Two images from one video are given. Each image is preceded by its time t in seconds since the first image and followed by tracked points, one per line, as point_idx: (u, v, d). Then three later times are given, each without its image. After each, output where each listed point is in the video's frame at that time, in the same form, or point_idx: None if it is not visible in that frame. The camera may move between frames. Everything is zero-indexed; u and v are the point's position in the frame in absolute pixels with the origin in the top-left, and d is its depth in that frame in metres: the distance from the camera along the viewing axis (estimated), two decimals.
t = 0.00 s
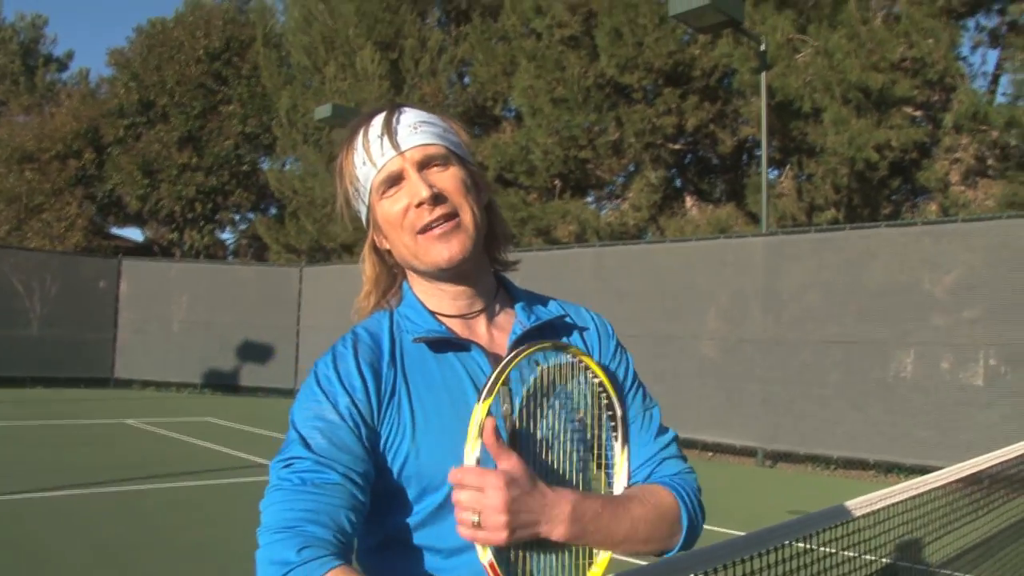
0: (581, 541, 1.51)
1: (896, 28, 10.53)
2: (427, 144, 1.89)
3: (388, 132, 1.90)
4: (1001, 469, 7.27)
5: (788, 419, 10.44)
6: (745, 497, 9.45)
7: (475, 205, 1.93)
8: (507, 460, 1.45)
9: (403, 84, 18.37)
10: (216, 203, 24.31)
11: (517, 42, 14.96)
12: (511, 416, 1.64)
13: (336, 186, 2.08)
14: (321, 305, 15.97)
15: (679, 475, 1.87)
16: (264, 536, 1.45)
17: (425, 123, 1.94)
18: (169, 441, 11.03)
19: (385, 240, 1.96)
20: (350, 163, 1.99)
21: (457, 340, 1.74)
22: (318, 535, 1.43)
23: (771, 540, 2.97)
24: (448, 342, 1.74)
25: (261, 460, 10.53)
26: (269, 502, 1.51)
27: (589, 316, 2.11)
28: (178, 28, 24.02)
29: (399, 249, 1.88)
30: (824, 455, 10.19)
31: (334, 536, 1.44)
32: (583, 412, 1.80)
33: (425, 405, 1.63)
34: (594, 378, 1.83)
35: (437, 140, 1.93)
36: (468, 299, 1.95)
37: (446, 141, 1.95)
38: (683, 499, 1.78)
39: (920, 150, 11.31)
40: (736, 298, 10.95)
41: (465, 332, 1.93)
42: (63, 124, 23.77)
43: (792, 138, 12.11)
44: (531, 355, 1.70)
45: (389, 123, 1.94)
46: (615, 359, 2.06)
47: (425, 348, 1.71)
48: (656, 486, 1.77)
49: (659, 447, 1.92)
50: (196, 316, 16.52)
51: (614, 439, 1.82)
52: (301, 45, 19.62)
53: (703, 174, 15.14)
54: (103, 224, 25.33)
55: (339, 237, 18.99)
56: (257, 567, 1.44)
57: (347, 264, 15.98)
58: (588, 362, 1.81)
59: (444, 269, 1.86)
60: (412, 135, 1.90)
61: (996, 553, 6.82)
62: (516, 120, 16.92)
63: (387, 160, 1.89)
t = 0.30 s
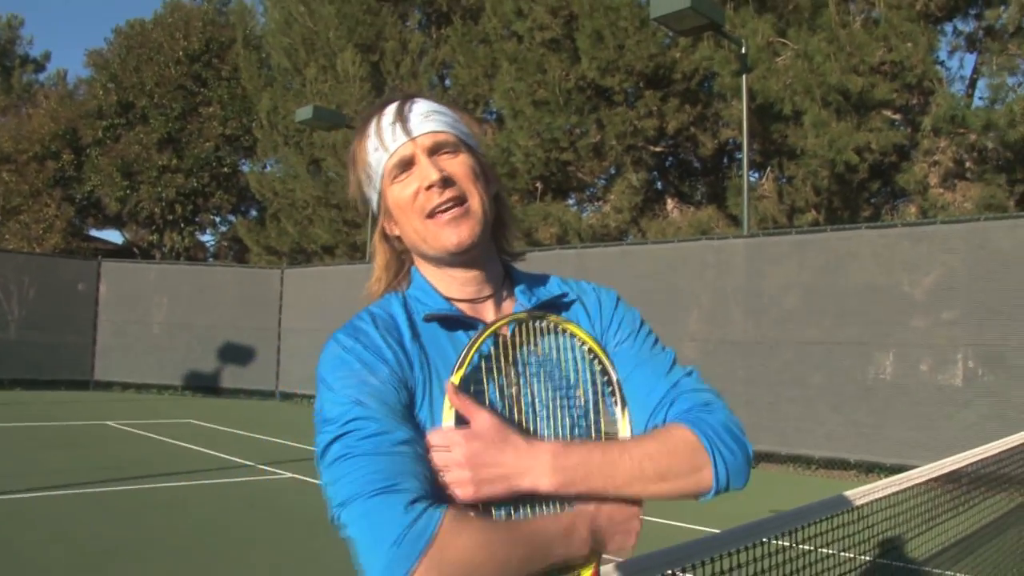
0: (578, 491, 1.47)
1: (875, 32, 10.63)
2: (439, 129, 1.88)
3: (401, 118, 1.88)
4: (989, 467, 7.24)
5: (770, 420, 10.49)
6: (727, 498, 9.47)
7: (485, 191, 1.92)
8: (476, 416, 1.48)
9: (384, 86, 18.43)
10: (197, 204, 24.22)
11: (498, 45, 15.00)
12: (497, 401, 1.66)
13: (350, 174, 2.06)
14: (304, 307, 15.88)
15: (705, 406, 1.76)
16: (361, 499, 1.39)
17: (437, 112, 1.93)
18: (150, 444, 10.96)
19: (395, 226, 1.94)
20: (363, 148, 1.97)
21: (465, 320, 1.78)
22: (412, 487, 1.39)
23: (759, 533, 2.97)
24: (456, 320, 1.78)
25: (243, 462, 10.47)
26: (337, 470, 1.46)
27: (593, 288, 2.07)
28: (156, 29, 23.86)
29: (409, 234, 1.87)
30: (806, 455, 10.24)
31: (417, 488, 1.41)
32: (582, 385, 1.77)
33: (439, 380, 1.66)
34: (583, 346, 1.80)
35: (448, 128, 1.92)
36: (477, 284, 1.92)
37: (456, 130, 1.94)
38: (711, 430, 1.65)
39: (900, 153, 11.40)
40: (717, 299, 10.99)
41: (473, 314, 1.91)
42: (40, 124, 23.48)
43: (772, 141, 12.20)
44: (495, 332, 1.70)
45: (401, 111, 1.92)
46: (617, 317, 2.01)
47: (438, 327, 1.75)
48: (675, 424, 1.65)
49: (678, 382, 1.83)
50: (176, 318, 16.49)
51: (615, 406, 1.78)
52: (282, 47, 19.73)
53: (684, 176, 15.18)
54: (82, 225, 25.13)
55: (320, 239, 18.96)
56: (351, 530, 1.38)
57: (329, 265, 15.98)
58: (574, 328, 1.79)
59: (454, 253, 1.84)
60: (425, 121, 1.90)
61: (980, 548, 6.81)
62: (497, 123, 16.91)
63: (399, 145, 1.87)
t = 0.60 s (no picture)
0: (551, 518, 1.54)
1: (865, 52, 10.78)
2: (454, 136, 1.96)
3: (421, 117, 1.97)
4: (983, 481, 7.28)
5: (755, 436, 10.53)
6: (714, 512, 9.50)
7: (489, 203, 2.01)
8: (463, 426, 1.56)
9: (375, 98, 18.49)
10: (186, 213, 24.00)
11: (491, 57, 15.10)
12: (487, 416, 1.78)
13: (361, 156, 2.16)
14: (292, 316, 15.84)
15: (681, 462, 1.90)
16: (360, 506, 1.56)
17: (457, 114, 2.01)
18: (136, 453, 10.86)
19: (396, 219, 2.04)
20: (377, 137, 2.06)
21: (452, 321, 1.88)
22: (411, 488, 1.55)
23: (746, 547, 2.99)
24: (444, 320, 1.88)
25: (230, 472, 10.40)
26: (337, 473, 1.62)
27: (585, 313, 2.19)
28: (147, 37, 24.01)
29: (409, 233, 1.97)
30: (791, 470, 10.28)
31: (416, 484, 1.57)
32: (568, 405, 1.90)
33: (428, 374, 1.77)
34: (578, 373, 1.95)
35: (464, 133, 2.00)
36: (468, 289, 2.03)
37: (473, 135, 2.02)
38: (684, 486, 1.79)
39: (887, 172, 11.53)
40: (704, 315, 11.04)
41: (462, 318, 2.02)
42: (30, 130, 23.44)
43: (762, 158, 12.33)
44: (492, 353, 1.81)
45: (424, 107, 2.01)
46: (609, 350, 2.14)
47: (421, 327, 1.86)
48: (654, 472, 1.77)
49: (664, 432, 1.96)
50: (163, 328, 16.34)
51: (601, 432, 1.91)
52: (274, 57, 19.74)
53: (674, 192, 15.27)
54: (67, 233, 25.01)
55: (308, 250, 18.92)
56: (359, 536, 1.55)
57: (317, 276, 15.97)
58: (571, 357, 1.94)
59: (449, 261, 1.96)
60: (444, 124, 1.97)
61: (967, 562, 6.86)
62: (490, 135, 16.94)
63: (414, 144, 1.97)
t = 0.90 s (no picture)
0: (527, 534, 1.60)
1: (848, 58, 10.84)
2: (438, 144, 1.96)
3: (403, 125, 1.96)
4: (968, 488, 7.29)
5: (739, 440, 10.55)
6: (699, 517, 9.51)
7: (470, 213, 2.03)
8: (435, 445, 1.62)
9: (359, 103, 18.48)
10: (169, 219, 23.86)
11: (476, 63, 15.13)
12: (462, 431, 1.84)
13: (340, 162, 2.16)
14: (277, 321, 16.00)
15: (648, 471, 2.01)
16: (339, 523, 1.55)
17: (439, 122, 2.01)
18: (118, 459, 10.78)
19: (377, 226, 2.05)
20: (357, 144, 2.05)
21: (434, 329, 1.93)
22: (391, 506, 1.57)
23: (716, 557, 3.01)
24: (423, 329, 1.93)
25: (214, 479, 10.33)
26: (315, 487, 1.62)
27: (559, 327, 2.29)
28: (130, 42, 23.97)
29: (389, 242, 1.99)
30: (775, 475, 10.31)
31: (394, 502, 1.58)
32: (540, 420, 1.99)
33: (410, 388, 1.81)
34: (547, 391, 2.02)
35: (447, 141, 2.00)
36: (447, 299, 2.08)
37: (456, 143, 2.02)
38: (652, 496, 1.88)
39: (870, 177, 11.60)
40: (688, 320, 11.06)
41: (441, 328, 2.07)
42: (10, 134, 23.37)
43: (746, 164, 12.40)
44: (471, 365, 1.87)
45: (406, 114, 2.00)
46: (579, 367, 2.23)
47: (405, 335, 1.90)
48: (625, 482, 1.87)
49: (628, 444, 2.08)
50: (145, 333, 16.23)
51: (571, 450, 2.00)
52: (258, 62, 19.70)
53: (658, 198, 15.35)
54: (48, 238, 24.82)
55: (291, 255, 18.85)
56: (336, 554, 1.54)
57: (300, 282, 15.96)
58: (541, 374, 2.01)
59: (429, 271, 1.98)
60: (426, 133, 1.97)
61: (951, 567, 6.87)
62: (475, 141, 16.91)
63: (396, 153, 1.96)
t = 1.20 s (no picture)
0: (518, 528, 1.65)
1: (839, 54, 10.83)
2: (408, 131, 1.99)
3: (374, 114, 2.00)
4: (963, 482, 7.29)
5: (735, 437, 10.54)
6: (695, 515, 9.50)
7: (445, 201, 2.05)
8: (419, 444, 1.66)
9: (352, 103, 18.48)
10: (163, 220, 23.85)
11: (468, 63, 15.13)
12: (444, 428, 1.84)
13: (310, 157, 2.16)
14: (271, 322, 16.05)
15: (633, 457, 2.05)
16: (329, 526, 1.59)
17: (409, 111, 2.05)
18: (113, 462, 10.79)
19: (349, 219, 2.07)
20: (327, 137, 2.08)
21: (411, 327, 1.95)
22: (378, 508, 1.60)
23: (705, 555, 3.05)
24: (403, 328, 1.95)
25: (209, 481, 10.34)
26: (301, 491, 1.65)
27: (536, 316, 2.30)
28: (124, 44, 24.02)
29: (363, 234, 1.99)
30: (771, 471, 10.30)
31: (381, 504, 1.62)
32: (523, 412, 1.97)
33: (389, 386, 1.84)
34: (528, 382, 2.00)
35: (417, 129, 2.04)
36: (425, 294, 2.09)
37: (426, 133, 2.06)
38: (637, 484, 1.92)
39: (864, 173, 11.58)
40: (684, 317, 11.04)
41: (418, 323, 2.08)
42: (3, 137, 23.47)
43: (739, 161, 12.36)
44: (452, 358, 1.88)
45: (375, 104, 2.04)
46: (559, 355, 2.24)
47: (385, 333, 1.93)
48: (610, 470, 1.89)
49: (611, 432, 2.10)
50: (140, 335, 16.25)
51: (554, 441, 1.98)
52: (250, 63, 19.68)
53: (652, 196, 15.31)
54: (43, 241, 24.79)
55: (286, 256, 18.84)
56: (327, 559, 1.57)
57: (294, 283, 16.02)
58: (521, 366, 1.98)
59: (405, 261, 1.98)
60: (396, 121, 2.01)
61: (947, 563, 6.85)
62: (466, 140, 16.88)
63: (367, 141, 1.99)
